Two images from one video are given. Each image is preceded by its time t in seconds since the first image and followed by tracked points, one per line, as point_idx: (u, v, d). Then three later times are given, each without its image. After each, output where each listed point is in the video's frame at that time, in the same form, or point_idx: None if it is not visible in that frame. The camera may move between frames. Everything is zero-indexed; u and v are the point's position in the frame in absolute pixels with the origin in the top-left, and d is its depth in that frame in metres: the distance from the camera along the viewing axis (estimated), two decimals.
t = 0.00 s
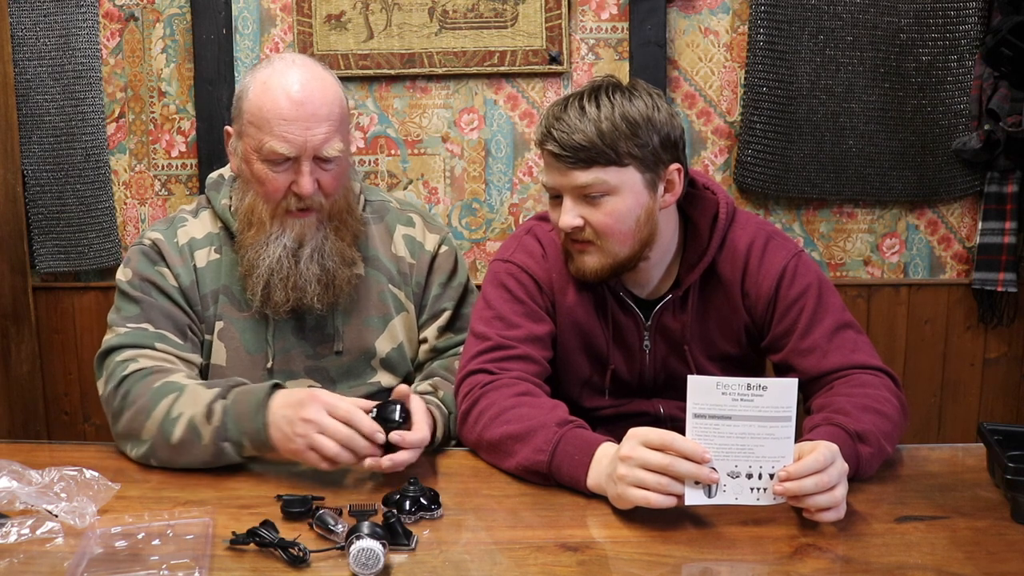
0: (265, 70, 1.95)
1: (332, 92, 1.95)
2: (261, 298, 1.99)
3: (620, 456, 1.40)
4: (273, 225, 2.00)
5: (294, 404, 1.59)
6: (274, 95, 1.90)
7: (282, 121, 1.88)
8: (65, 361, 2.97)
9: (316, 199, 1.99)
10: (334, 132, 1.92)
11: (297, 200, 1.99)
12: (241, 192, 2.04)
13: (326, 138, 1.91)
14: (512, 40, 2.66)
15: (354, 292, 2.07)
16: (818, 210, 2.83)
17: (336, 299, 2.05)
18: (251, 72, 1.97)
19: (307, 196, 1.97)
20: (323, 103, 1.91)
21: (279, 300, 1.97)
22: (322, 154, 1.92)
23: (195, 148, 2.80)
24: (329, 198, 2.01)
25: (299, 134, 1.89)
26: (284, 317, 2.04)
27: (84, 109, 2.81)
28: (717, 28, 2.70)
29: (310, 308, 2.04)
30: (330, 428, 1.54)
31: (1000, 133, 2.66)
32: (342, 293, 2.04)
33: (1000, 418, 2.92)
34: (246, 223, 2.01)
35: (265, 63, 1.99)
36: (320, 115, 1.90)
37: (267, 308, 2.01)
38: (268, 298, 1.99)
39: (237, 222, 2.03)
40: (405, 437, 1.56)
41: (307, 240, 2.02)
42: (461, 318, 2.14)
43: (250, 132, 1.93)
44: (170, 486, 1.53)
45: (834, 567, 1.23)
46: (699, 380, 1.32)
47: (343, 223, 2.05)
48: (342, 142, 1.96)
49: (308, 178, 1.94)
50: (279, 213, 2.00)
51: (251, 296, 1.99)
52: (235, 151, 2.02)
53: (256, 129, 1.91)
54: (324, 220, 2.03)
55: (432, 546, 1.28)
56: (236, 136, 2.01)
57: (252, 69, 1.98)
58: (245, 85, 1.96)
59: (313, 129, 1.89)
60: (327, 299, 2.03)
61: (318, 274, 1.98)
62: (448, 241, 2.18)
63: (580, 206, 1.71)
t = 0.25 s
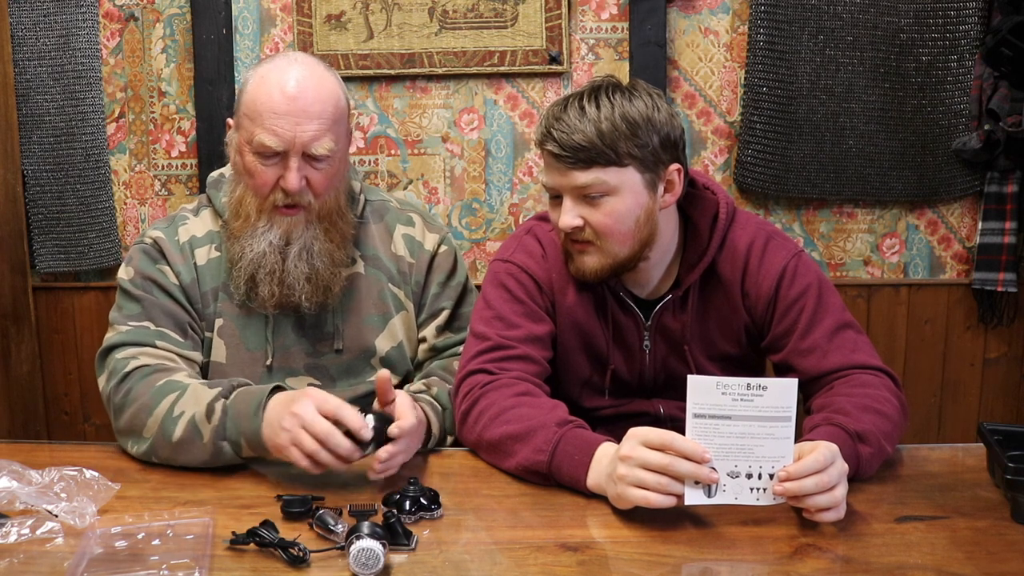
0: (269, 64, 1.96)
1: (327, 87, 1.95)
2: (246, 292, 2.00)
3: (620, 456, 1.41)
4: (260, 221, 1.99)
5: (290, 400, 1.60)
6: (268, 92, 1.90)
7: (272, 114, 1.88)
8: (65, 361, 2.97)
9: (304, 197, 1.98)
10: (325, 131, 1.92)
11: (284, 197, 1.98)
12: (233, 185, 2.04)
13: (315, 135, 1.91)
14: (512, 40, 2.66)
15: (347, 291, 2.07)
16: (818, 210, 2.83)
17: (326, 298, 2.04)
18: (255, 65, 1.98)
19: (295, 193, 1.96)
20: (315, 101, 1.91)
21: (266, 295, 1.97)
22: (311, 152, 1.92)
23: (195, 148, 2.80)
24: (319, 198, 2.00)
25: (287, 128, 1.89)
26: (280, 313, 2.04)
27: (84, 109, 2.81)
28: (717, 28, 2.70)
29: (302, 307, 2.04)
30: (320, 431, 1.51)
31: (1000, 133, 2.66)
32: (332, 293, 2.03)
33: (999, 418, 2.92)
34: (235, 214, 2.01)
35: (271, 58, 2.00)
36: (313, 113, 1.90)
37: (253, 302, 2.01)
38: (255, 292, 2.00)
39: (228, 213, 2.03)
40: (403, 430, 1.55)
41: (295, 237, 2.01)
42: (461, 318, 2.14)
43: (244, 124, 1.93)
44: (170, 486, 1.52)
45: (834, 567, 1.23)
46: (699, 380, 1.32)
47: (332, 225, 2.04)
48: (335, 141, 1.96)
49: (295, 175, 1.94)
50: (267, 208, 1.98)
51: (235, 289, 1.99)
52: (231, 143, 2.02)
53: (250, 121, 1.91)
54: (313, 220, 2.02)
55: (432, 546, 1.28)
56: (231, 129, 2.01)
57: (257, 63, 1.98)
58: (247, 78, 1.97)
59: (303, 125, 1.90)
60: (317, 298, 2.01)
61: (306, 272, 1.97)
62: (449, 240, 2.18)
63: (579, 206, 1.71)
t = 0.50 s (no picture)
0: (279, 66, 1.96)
1: (338, 91, 1.95)
2: (250, 293, 2.00)
3: (620, 456, 1.41)
4: (266, 222, 2.00)
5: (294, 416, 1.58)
6: (279, 92, 1.90)
7: (284, 117, 1.88)
8: (65, 361, 2.97)
9: (311, 200, 1.99)
10: (335, 135, 1.93)
11: (291, 199, 1.98)
12: (241, 184, 2.05)
13: (325, 139, 1.91)
14: (512, 40, 2.66)
15: (351, 295, 2.08)
16: (818, 210, 2.83)
17: (330, 304, 2.03)
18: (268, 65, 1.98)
19: (302, 196, 1.97)
20: (325, 104, 1.91)
21: (269, 298, 1.98)
22: (320, 155, 1.92)
23: (195, 148, 2.80)
24: (327, 201, 2.00)
25: (298, 131, 1.89)
26: (283, 315, 2.04)
27: (84, 109, 2.81)
28: (717, 28, 2.70)
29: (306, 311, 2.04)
30: (317, 453, 1.48)
31: (1000, 133, 2.66)
32: (337, 297, 2.02)
33: (1000, 418, 2.92)
34: (241, 214, 2.02)
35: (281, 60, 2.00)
36: (324, 116, 1.90)
37: (256, 304, 2.02)
38: (258, 295, 2.00)
39: (233, 214, 2.04)
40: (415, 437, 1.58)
41: (300, 241, 2.02)
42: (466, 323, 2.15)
43: (254, 124, 1.93)
44: (170, 486, 1.52)
45: (834, 567, 1.23)
46: (699, 380, 1.32)
47: (339, 229, 2.04)
48: (344, 146, 1.96)
49: (303, 178, 1.94)
50: (274, 210, 1.99)
51: (239, 292, 1.99)
52: (242, 142, 2.03)
53: (259, 122, 1.91)
54: (319, 223, 2.02)
55: (432, 546, 1.28)
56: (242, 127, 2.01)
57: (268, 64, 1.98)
58: (259, 79, 1.97)
59: (311, 128, 1.90)
60: (320, 302, 2.01)
61: (310, 276, 1.98)
62: (455, 245, 2.19)
63: (579, 207, 1.71)
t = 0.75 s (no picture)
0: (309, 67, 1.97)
1: (367, 99, 1.95)
2: (266, 296, 2.00)
3: (621, 456, 1.41)
4: (286, 223, 1.99)
5: (268, 401, 1.53)
6: (311, 96, 1.91)
7: (313, 118, 1.89)
8: (65, 361, 2.97)
9: (333, 203, 1.98)
10: (363, 140, 1.93)
11: (314, 201, 1.98)
12: (261, 185, 2.04)
13: (355, 144, 1.92)
14: (512, 40, 2.66)
15: (364, 300, 2.08)
16: (818, 210, 2.83)
17: (345, 307, 2.04)
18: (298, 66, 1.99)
19: (325, 199, 1.96)
20: (357, 110, 1.92)
21: (285, 301, 1.98)
22: (347, 159, 1.93)
23: (195, 148, 2.80)
24: (349, 206, 1.99)
25: (327, 134, 1.90)
26: (294, 319, 2.04)
27: (84, 109, 2.81)
28: (717, 28, 2.70)
29: (319, 314, 2.03)
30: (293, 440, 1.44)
31: (1000, 133, 2.66)
32: (351, 302, 2.03)
33: (1000, 418, 2.92)
34: (260, 216, 2.01)
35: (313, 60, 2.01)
36: (354, 121, 1.91)
37: (272, 306, 2.01)
38: (275, 297, 2.00)
39: (251, 216, 2.04)
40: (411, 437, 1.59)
41: (319, 244, 2.01)
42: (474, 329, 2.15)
43: (282, 125, 1.93)
44: (169, 486, 1.52)
45: (834, 567, 1.23)
46: (699, 380, 1.32)
47: (358, 233, 2.04)
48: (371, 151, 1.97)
49: (329, 181, 1.94)
50: (295, 212, 1.99)
51: (256, 293, 1.99)
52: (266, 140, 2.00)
53: (288, 122, 1.92)
54: (339, 226, 2.02)
55: (432, 546, 1.28)
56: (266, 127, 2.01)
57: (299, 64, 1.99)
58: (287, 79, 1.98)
59: (343, 133, 1.90)
60: (335, 306, 2.02)
61: (327, 280, 1.97)
62: (464, 251, 2.19)
63: (580, 207, 1.71)
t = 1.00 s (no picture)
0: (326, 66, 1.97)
1: (386, 99, 1.96)
2: (282, 296, 1.99)
3: (620, 456, 1.41)
4: (302, 223, 2.00)
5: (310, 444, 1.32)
6: (328, 95, 1.90)
7: (331, 117, 1.89)
8: (65, 361, 2.97)
9: (348, 204, 1.98)
10: (380, 141, 1.93)
11: (330, 202, 1.99)
12: (275, 184, 2.03)
13: (372, 144, 1.92)
14: (512, 40, 2.66)
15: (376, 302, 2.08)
16: (818, 210, 2.83)
17: (359, 309, 2.05)
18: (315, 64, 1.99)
19: (342, 199, 1.97)
20: (376, 109, 1.91)
21: (301, 301, 1.97)
22: (365, 160, 1.92)
23: (195, 148, 2.80)
24: (362, 206, 1.99)
25: (345, 134, 1.90)
26: (308, 321, 2.03)
27: (84, 109, 2.81)
28: (717, 28, 2.70)
29: (335, 315, 2.03)
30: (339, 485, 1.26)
31: (999, 133, 2.66)
32: (364, 302, 2.04)
33: (999, 418, 2.92)
34: (276, 215, 2.01)
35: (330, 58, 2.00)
36: (372, 122, 1.91)
37: (289, 307, 2.01)
38: (291, 298, 2.00)
39: (267, 214, 2.03)
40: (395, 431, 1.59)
41: (333, 244, 2.01)
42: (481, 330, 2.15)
43: (298, 124, 1.93)
44: (169, 486, 1.52)
45: (834, 567, 1.23)
46: (698, 380, 1.32)
47: (371, 235, 2.04)
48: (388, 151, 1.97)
49: (345, 181, 1.95)
50: (311, 211, 2.00)
51: (271, 292, 1.99)
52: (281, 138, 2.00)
53: (305, 122, 1.92)
54: (352, 227, 2.02)
55: (432, 546, 1.28)
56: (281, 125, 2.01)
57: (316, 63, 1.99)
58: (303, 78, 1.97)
59: (360, 133, 1.90)
60: (350, 308, 2.02)
61: (342, 281, 1.97)
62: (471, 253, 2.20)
63: (581, 207, 1.71)
